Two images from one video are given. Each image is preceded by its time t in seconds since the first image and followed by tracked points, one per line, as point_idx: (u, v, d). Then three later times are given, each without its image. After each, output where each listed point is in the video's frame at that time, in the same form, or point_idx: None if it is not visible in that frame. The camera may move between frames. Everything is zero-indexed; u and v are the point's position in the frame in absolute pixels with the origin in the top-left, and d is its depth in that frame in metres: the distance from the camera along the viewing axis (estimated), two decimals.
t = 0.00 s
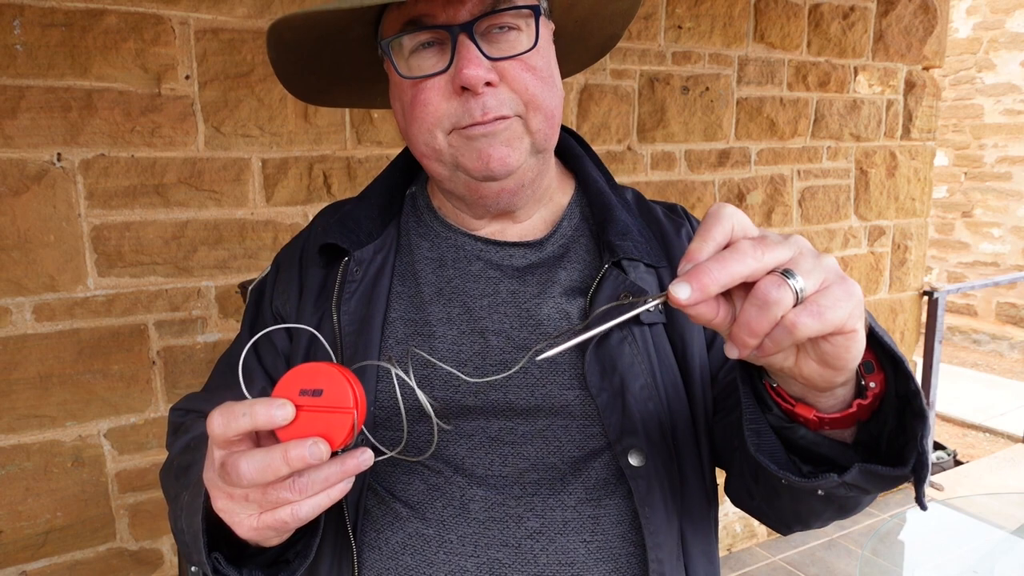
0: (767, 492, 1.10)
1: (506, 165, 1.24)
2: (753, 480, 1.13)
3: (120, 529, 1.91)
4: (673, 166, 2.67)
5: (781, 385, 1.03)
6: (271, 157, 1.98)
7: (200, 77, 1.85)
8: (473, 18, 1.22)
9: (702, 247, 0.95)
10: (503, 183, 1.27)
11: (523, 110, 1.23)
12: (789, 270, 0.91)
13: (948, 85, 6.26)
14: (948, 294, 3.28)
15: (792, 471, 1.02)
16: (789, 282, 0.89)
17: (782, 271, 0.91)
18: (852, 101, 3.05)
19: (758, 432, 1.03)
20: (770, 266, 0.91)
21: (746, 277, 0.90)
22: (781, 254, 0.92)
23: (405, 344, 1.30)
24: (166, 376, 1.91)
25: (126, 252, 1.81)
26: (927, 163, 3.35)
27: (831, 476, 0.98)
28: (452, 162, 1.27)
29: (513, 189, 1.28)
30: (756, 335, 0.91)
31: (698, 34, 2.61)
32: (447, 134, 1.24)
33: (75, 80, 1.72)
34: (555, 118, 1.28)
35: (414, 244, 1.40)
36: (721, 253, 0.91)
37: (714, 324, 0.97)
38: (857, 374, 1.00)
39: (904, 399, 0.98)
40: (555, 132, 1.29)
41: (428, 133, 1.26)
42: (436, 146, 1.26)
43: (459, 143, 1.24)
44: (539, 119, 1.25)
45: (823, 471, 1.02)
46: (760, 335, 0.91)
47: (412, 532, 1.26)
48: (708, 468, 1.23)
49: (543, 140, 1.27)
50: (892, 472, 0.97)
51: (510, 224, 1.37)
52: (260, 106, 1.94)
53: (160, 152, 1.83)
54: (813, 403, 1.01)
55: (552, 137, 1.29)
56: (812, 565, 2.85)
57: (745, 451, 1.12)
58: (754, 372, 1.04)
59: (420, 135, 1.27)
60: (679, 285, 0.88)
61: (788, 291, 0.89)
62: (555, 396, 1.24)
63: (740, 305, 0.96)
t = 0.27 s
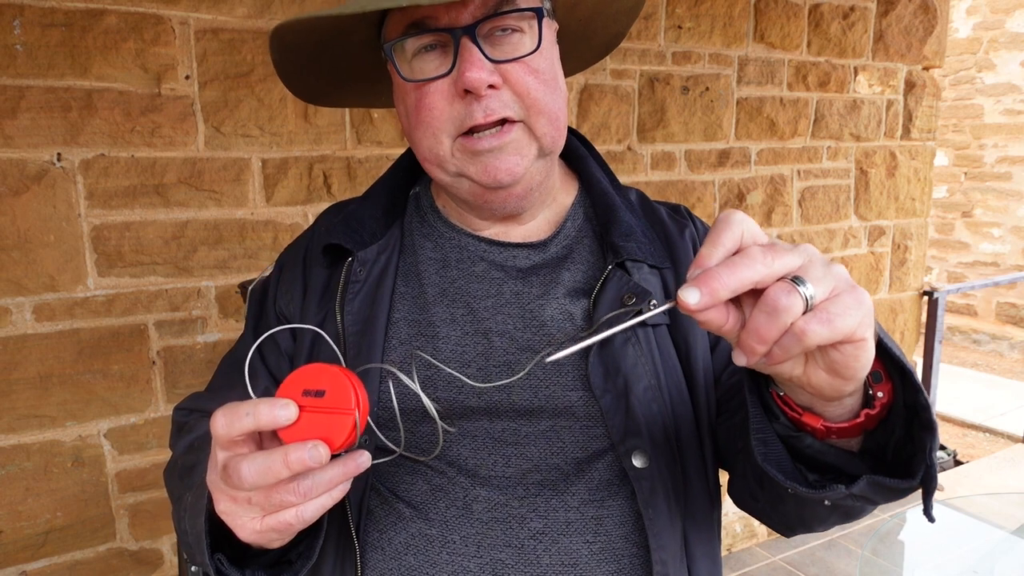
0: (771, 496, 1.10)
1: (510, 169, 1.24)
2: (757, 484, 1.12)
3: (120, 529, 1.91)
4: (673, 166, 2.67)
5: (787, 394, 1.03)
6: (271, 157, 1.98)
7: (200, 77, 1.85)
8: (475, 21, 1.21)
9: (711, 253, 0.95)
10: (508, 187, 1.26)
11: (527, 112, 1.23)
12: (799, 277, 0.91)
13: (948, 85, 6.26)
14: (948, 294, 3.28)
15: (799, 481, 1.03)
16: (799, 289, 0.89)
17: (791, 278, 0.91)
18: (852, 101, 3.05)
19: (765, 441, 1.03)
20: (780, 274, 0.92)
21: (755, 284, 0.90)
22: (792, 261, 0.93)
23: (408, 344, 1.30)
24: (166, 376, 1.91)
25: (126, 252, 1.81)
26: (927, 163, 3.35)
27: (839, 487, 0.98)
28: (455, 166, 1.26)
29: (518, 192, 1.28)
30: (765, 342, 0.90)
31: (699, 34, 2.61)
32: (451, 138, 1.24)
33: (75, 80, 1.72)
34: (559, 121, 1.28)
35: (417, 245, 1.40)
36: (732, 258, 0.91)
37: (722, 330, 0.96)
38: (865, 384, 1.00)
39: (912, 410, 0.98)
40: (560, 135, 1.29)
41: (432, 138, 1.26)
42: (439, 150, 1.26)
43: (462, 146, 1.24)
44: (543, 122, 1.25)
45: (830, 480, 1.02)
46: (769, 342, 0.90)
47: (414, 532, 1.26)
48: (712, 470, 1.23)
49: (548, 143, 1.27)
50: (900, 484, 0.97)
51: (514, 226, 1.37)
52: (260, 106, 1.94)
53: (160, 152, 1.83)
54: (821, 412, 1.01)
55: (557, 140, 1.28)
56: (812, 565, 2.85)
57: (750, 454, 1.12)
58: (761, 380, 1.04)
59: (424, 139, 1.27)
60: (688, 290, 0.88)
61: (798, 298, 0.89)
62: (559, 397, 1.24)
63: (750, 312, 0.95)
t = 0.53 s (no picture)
0: (771, 496, 1.10)
1: (512, 168, 1.24)
2: (758, 483, 1.12)
3: (120, 529, 1.91)
4: (673, 166, 2.67)
5: (787, 393, 1.03)
6: (271, 157, 1.98)
7: (200, 77, 1.85)
8: (478, 21, 1.21)
9: (710, 242, 0.95)
10: (510, 186, 1.27)
11: (529, 113, 1.23)
12: (797, 268, 0.92)
13: (948, 85, 6.26)
14: (948, 294, 3.28)
15: (798, 479, 1.03)
16: (796, 279, 0.90)
17: (790, 268, 0.92)
18: (852, 101, 3.05)
19: (765, 440, 1.03)
20: (778, 263, 0.92)
21: (752, 271, 0.91)
22: (790, 253, 0.93)
23: (408, 344, 1.30)
24: (166, 376, 1.91)
25: (126, 252, 1.81)
26: (928, 163, 3.35)
27: (838, 486, 0.98)
28: (457, 166, 1.26)
29: (520, 192, 1.28)
30: (762, 331, 0.91)
31: (699, 34, 2.61)
32: (453, 139, 1.24)
33: (75, 80, 1.72)
34: (561, 122, 1.28)
35: (417, 245, 1.40)
36: (729, 247, 0.91)
37: (722, 323, 0.96)
38: (865, 382, 1.00)
39: (912, 408, 0.97)
40: (562, 135, 1.29)
41: (434, 138, 1.26)
42: (441, 150, 1.26)
43: (465, 146, 1.24)
44: (545, 122, 1.25)
45: (830, 479, 1.02)
46: (766, 332, 0.91)
47: (415, 531, 1.26)
48: (713, 469, 1.23)
49: (550, 143, 1.27)
50: (900, 482, 0.97)
51: (515, 226, 1.37)
52: (260, 106, 1.94)
53: (160, 152, 1.83)
54: (821, 411, 1.01)
55: (558, 140, 1.28)
56: (812, 565, 2.85)
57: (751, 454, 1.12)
58: (761, 378, 1.04)
59: (426, 139, 1.27)
60: (686, 275, 0.89)
61: (795, 287, 0.89)
62: (559, 397, 1.24)
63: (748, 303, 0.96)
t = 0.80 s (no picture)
0: (770, 494, 1.10)
1: (524, 169, 1.24)
2: (757, 482, 1.12)
3: (120, 529, 1.91)
4: (673, 166, 2.67)
5: (786, 391, 1.03)
6: (271, 157, 1.98)
7: (200, 77, 1.85)
8: (497, 23, 1.21)
9: (705, 243, 0.95)
10: (520, 185, 1.27)
11: (544, 115, 1.24)
12: (793, 265, 0.92)
13: (948, 85, 6.26)
14: (948, 294, 3.28)
15: (796, 476, 1.03)
16: (792, 277, 0.90)
17: (785, 266, 0.92)
18: (852, 101, 3.05)
19: (763, 438, 1.03)
20: (773, 262, 0.92)
21: (748, 271, 0.91)
22: (784, 250, 0.93)
23: (408, 344, 1.30)
24: (166, 376, 1.91)
25: (126, 252, 1.81)
26: (928, 163, 3.35)
27: (837, 482, 0.98)
28: (470, 167, 1.27)
29: (527, 192, 1.29)
30: (760, 330, 0.90)
31: (699, 34, 2.61)
32: (467, 139, 1.24)
33: (75, 80, 1.72)
34: (571, 124, 1.29)
35: (416, 244, 1.40)
36: (724, 246, 0.92)
37: (718, 323, 0.96)
38: (862, 378, 1.00)
39: (908, 403, 0.98)
40: (571, 136, 1.30)
41: (447, 138, 1.26)
42: (454, 150, 1.26)
43: (479, 147, 1.24)
44: (558, 124, 1.26)
45: (828, 476, 1.02)
46: (764, 330, 0.90)
47: (414, 529, 1.26)
48: (711, 468, 1.23)
49: (561, 145, 1.27)
50: (898, 478, 0.97)
51: (514, 225, 1.37)
52: (260, 106, 1.94)
53: (160, 152, 1.83)
54: (819, 408, 1.01)
55: (568, 142, 1.29)
56: (812, 565, 2.85)
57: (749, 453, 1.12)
58: (758, 377, 1.04)
59: (439, 139, 1.27)
60: (681, 275, 0.89)
61: (791, 285, 0.89)
62: (557, 396, 1.24)
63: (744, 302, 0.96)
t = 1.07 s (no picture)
0: (769, 490, 1.10)
1: (509, 165, 1.24)
2: (756, 480, 1.12)
3: (120, 529, 1.91)
4: (673, 166, 2.67)
5: (784, 386, 1.03)
6: (271, 157, 1.98)
7: (200, 77, 1.85)
8: (476, 22, 1.21)
9: (701, 245, 0.95)
10: (509, 183, 1.27)
11: (528, 112, 1.23)
12: (789, 265, 0.92)
13: (948, 85, 6.26)
14: (948, 294, 3.28)
15: (794, 470, 1.03)
16: (789, 277, 0.90)
17: (782, 266, 0.92)
18: (852, 101, 3.05)
19: (761, 433, 1.03)
20: (769, 262, 0.92)
21: (746, 272, 0.91)
22: (780, 250, 0.93)
23: (408, 342, 1.30)
24: (166, 376, 1.91)
25: (126, 252, 1.81)
26: (928, 163, 3.35)
27: (835, 475, 0.98)
28: (458, 165, 1.27)
29: (518, 189, 1.28)
30: (758, 330, 0.90)
31: (698, 34, 2.61)
32: (452, 138, 1.24)
33: (75, 80, 1.72)
34: (559, 120, 1.28)
35: (416, 243, 1.40)
36: (721, 248, 0.92)
37: (716, 323, 0.96)
38: (860, 373, 1.00)
39: (905, 397, 0.98)
40: (559, 132, 1.29)
41: (433, 137, 1.26)
42: (441, 149, 1.26)
43: (464, 146, 1.24)
44: (544, 121, 1.25)
45: (826, 470, 1.02)
46: (762, 330, 0.90)
47: (414, 526, 1.26)
48: (711, 467, 1.23)
49: (548, 142, 1.27)
50: (895, 471, 0.97)
51: (512, 223, 1.37)
52: (260, 106, 1.94)
53: (160, 152, 1.83)
54: (817, 403, 1.01)
55: (556, 138, 1.28)
56: (812, 566, 2.85)
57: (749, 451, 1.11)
58: (757, 372, 1.04)
59: (425, 138, 1.27)
60: (680, 280, 0.89)
61: (788, 285, 0.89)
62: (557, 394, 1.24)
63: (742, 302, 0.96)
